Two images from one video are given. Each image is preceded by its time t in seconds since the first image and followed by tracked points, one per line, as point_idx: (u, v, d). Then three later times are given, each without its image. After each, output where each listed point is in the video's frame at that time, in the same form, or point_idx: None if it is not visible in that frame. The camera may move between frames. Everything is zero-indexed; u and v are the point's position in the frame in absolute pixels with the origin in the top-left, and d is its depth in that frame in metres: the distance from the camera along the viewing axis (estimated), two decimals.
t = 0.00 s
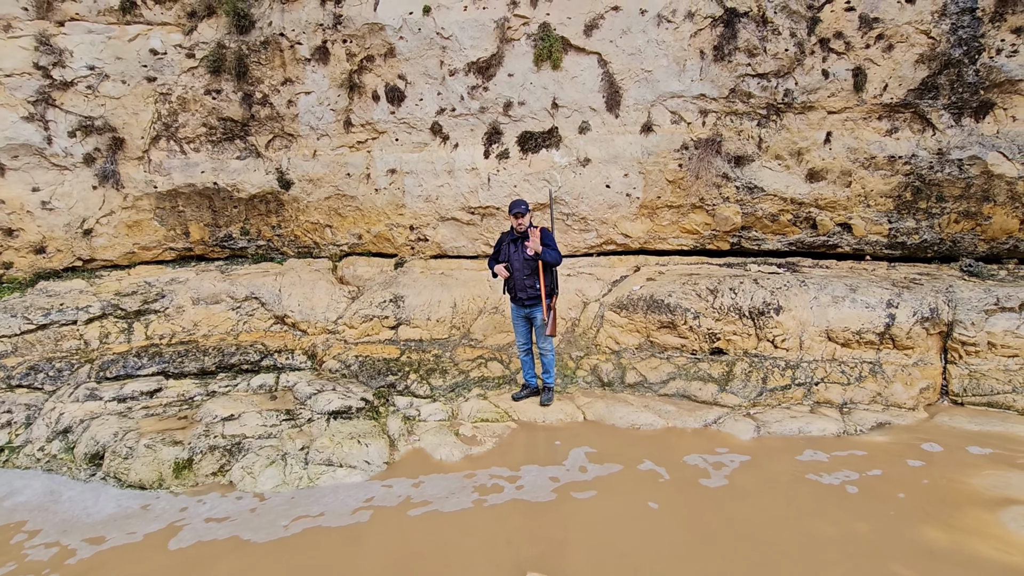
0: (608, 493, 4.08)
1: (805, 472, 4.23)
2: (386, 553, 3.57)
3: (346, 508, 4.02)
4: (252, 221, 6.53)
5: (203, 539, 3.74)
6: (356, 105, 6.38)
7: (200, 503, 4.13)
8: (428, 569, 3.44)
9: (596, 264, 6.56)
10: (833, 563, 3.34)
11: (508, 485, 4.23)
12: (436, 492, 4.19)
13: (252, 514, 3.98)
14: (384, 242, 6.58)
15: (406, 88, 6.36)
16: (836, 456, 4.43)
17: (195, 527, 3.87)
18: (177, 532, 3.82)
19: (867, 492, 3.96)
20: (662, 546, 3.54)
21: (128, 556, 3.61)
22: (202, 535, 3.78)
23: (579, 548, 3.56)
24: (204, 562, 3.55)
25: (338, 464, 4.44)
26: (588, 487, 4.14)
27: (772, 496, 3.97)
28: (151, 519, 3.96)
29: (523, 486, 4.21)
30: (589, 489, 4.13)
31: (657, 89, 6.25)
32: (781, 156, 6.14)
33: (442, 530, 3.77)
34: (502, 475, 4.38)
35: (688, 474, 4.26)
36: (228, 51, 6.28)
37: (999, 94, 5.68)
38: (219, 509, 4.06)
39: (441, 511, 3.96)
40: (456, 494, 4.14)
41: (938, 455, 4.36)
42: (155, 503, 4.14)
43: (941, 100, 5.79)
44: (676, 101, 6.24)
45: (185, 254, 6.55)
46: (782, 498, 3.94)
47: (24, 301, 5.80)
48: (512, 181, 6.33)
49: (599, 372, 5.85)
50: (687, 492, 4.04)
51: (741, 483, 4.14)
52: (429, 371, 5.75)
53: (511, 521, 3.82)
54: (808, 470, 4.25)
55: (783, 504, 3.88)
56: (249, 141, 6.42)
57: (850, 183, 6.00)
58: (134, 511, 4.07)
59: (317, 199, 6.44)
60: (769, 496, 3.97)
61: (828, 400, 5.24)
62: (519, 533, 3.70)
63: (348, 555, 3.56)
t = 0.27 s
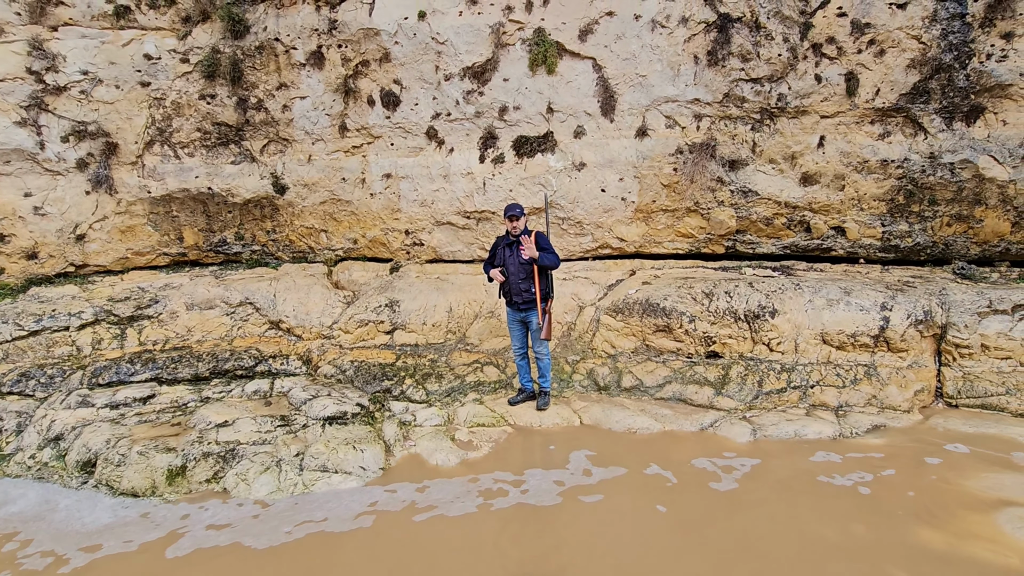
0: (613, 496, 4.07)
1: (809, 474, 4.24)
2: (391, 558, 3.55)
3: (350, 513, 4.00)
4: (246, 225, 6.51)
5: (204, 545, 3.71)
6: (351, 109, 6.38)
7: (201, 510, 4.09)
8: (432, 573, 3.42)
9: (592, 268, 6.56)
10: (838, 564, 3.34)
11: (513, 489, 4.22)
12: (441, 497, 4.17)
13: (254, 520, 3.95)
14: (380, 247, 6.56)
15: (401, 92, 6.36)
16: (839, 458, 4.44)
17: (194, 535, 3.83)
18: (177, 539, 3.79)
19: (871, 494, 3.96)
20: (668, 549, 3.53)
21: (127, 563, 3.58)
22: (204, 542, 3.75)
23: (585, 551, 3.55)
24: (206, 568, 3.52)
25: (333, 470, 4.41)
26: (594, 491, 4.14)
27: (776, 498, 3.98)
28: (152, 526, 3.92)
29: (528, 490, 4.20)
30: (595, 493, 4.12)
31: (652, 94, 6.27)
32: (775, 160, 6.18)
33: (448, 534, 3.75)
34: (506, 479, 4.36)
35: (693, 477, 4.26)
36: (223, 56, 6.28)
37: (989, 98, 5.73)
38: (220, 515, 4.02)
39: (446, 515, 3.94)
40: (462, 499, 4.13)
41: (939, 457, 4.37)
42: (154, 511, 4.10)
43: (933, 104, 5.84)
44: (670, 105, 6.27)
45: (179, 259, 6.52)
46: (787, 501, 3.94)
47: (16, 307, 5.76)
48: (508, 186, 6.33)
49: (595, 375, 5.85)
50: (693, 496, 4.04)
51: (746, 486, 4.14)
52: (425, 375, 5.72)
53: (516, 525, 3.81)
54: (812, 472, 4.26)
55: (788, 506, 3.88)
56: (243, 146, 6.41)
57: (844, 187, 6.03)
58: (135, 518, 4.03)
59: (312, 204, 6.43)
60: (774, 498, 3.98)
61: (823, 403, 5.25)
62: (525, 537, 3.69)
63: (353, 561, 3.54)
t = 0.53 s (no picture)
0: (620, 499, 4.07)
1: (815, 476, 4.25)
2: (399, 563, 3.54)
3: (355, 518, 3.99)
4: (243, 230, 6.49)
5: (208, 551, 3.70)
6: (348, 114, 6.39)
7: (206, 517, 4.06)
8: None
9: (589, 271, 6.57)
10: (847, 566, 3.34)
11: (520, 493, 4.20)
12: (447, 501, 4.16)
13: (260, 525, 3.94)
14: (377, 251, 6.56)
15: (398, 97, 6.37)
16: (845, 460, 4.45)
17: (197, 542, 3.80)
18: (179, 546, 3.76)
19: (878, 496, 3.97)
20: (678, 552, 3.53)
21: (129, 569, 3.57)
22: (209, 547, 3.73)
23: (594, 556, 3.54)
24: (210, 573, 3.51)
25: (330, 476, 4.39)
26: (601, 494, 4.13)
27: (783, 500, 3.98)
28: (155, 534, 3.90)
29: (534, 493, 4.19)
30: (602, 496, 4.11)
31: (648, 98, 6.30)
32: (770, 164, 6.20)
33: (456, 538, 3.74)
34: (511, 483, 4.36)
35: (699, 480, 4.26)
36: (219, 61, 6.29)
37: (982, 103, 5.77)
38: (225, 522, 3.99)
39: (452, 519, 3.93)
40: (468, 503, 4.11)
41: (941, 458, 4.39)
42: (156, 518, 4.07)
43: (926, 109, 5.88)
44: (666, 109, 6.29)
45: (174, 264, 6.49)
46: (794, 503, 3.95)
47: (10, 312, 5.73)
48: (505, 190, 6.34)
49: (593, 379, 5.84)
50: (701, 498, 4.04)
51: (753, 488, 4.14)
52: (422, 380, 5.70)
53: (525, 529, 3.80)
54: (818, 474, 4.27)
55: (795, 508, 3.89)
56: (240, 150, 6.40)
57: (839, 191, 6.07)
58: (137, 524, 4.01)
59: (309, 208, 6.42)
60: (781, 500, 3.98)
61: (820, 406, 5.26)
62: (533, 541, 3.68)
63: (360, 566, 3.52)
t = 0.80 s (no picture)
0: (628, 502, 4.07)
1: (820, 477, 4.26)
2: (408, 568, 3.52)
3: (360, 522, 3.98)
4: (239, 234, 6.48)
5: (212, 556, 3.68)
6: (345, 118, 6.39)
7: (210, 522, 4.02)
8: None
9: (586, 275, 6.57)
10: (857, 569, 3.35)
11: (526, 496, 4.20)
12: (453, 504, 4.15)
13: (266, 529, 3.92)
14: (373, 255, 6.55)
15: (395, 101, 6.38)
16: (851, 463, 4.45)
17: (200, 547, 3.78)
18: (181, 551, 3.74)
19: (884, 499, 3.96)
20: (689, 555, 3.53)
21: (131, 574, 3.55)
22: (213, 552, 3.72)
23: (605, 560, 3.53)
24: None
25: (326, 480, 4.37)
26: (608, 497, 4.13)
27: (791, 502, 3.99)
28: (159, 540, 3.86)
29: (540, 496, 4.18)
30: (610, 499, 4.11)
31: (644, 103, 6.32)
32: (766, 168, 6.23)
33: (465, 542, 3.73)
34: (517, 486, 4.34)
35: (706, 482, 4.26)
36: (216, 65, 6.29)
37: (976, 107, 5.81)
38: (229, 527, 3.97)
39: (458, 522, 3.92)
40: (474, 506, 4.10)
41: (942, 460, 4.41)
42: (159, 523, 4.04)
43: (920, 113, 5.92)
44: (663, 114, 6.32)
45: (170, 268, 6.47)
46: (802, 504, 3.96)
47: (5, 316, 5.70)
48: (502, 194, 6.35)
49: (590, 383, 5.83)
50: (708, 501, 4.04)
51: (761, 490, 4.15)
52: (419, 384, 5.69)
53: (531, 532, 3.79)
54: (823, 476, 4.28)
55: (803, 510, 3.89)
56: (236, 154, 6.40)
57: (834, 195, 6.09)
58: (141, 529, 3.98)
59: (305, 212, 6.42)
60: (789, 502, 3.99)
61: (817, 409, 5.27)
62: (540, 545, 3.67)
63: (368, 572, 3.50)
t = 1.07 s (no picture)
0: (636, 504, 4.07)
1: (825, 479, 4.28)
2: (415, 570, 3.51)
3: (366, 524, 3.97)
4: (236, 236, 6.47)
5: (216, 558, 3.66)
6: (342, 121, 6.40)
7: (215, 526, 3.99)
8: None
9: (583, 277, 6.58)
10: (863, 568, 3.36)
11: (533, 498, 4.19)
12: (459, 506, 4.15)
13: (271, 532, 3.91)
14: (371, 258, 6.55)
15: (393, 104, 6.39)
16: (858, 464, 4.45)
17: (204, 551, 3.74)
18: (186, 554, 3.71)
19: (891, 501, 3.97)
20: (695, 556, 3.53)
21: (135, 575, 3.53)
22: (217, 554, 3.69)
23: (610, 561, 3.53)
24: None
25: (324, 484, 4.36)
26: (615, 499, 4.13)
27: (796, 503, 4.01)
28: (162, 543, 3.83)
29: (547, 498, 4.18)
30: (618, 501, 4.11)
31: (640, 106, 6.35)
32: (763, 171, 6.25)
33: (472, 544, 3.72)
34: (522, 488, 4.34)
35: (713, 484, 4.28)
36: (213, 68, 6.29)
37: (969, 111, 5.85)
38: (235, 530, 3.94)
39: (464, 524, 3.92)
40: (480, 508, 4.10)
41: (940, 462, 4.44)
42: (163, 526, 4.02)
43: (914, 116, 5.96)
44: (659, 117, 6.34)
45: (167, 270, 6.45)
46: (809, 505, 3.97)
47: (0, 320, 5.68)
48: (499, 197, 6.36)
49: (588, 386, 5.84)
50: (715, 502, 4.05)
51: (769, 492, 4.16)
52: (417, 387, 5.68)
53: (538, 534, 3.79)
54: (828, 477, 4.30)
55: (809, 511, 3.91)
56: (233, 157, 6.39)
57: (830, 198, 6.12)
58: (143, 533, 3.95)
59: (303, 215, 6.42)
60: (794, 503, 4.00)
61: (814, 411, 5.28)
62: (546, 546, 3.68)
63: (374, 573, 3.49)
